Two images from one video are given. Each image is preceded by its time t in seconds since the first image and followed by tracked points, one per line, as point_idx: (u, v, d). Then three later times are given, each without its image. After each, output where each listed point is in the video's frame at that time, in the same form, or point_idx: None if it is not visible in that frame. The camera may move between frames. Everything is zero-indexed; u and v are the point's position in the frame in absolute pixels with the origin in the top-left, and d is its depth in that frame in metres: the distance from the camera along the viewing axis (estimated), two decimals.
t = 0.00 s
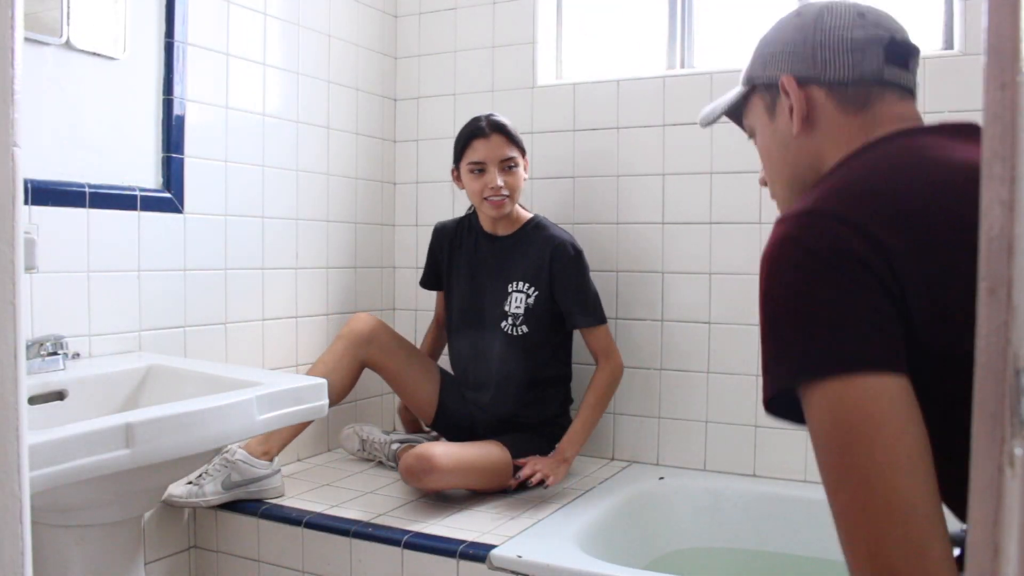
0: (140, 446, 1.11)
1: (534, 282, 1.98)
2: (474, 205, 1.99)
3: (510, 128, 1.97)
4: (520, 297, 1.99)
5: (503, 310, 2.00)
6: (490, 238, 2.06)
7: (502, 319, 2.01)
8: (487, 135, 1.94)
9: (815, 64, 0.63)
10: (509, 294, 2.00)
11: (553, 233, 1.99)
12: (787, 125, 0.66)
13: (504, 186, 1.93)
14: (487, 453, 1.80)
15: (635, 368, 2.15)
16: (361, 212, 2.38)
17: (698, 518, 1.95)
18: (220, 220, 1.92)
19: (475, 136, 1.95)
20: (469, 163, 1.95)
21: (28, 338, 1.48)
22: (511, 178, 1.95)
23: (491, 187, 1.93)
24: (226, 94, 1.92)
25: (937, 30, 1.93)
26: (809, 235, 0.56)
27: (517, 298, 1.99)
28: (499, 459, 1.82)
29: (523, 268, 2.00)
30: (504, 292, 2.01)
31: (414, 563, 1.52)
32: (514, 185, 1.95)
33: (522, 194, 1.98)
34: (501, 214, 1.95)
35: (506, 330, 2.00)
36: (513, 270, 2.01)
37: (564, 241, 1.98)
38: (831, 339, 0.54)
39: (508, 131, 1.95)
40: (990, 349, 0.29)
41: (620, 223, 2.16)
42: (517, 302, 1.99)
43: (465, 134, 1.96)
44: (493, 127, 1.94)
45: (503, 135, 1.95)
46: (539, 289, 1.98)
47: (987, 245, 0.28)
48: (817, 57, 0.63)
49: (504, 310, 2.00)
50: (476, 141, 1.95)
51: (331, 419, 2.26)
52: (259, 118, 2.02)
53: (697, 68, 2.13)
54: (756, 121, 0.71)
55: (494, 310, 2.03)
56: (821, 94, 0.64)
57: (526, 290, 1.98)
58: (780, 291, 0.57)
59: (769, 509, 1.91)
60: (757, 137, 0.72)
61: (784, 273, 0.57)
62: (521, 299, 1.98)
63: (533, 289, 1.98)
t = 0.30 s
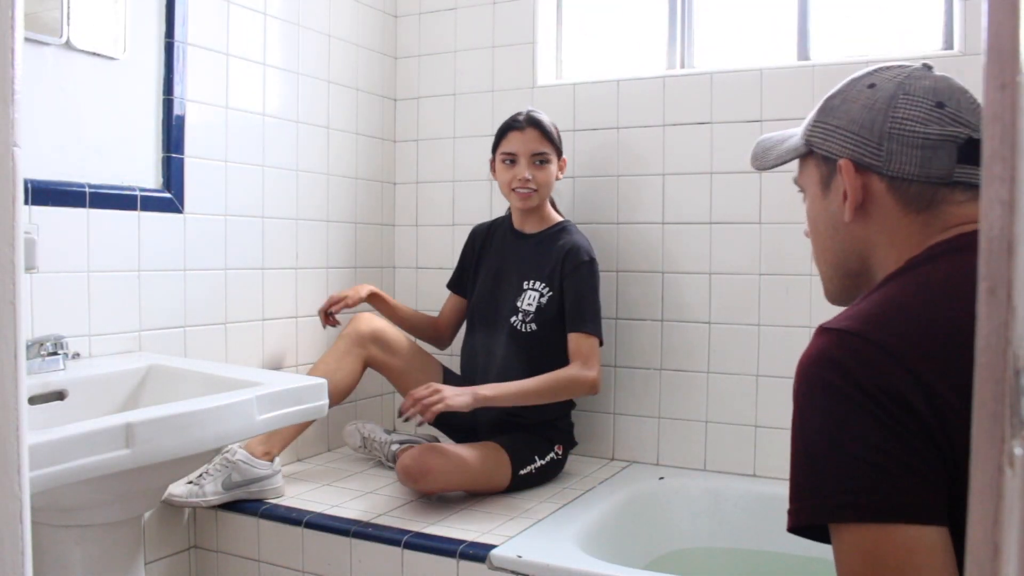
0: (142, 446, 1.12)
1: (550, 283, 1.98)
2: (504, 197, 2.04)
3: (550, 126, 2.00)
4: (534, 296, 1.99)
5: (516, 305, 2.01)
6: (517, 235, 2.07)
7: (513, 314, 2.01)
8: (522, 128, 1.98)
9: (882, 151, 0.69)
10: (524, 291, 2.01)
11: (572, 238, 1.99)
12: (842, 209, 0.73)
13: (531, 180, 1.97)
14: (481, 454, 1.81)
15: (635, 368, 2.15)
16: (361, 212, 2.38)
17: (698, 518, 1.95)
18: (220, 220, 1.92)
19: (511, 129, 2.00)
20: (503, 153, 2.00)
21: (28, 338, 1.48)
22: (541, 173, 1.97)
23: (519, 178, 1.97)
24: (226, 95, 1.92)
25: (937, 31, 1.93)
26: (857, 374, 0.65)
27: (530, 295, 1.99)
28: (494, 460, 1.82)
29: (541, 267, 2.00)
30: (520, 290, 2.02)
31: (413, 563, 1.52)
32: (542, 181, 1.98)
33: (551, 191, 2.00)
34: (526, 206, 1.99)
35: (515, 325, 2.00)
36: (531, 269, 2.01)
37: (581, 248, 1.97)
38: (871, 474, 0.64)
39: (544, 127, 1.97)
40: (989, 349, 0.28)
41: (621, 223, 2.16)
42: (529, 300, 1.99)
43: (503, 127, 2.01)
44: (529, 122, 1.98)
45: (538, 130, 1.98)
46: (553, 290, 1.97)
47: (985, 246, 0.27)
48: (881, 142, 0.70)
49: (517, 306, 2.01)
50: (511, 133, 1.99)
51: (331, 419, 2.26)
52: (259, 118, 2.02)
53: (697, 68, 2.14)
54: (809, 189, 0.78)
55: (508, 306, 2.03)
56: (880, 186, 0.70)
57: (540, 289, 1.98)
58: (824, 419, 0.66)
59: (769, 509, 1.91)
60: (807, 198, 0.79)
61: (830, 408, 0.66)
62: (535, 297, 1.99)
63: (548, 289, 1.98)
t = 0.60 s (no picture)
0: (141, 446, 1.11)
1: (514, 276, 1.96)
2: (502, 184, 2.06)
3: (562, 127, 2.02)
4: (504, 292, 1.99)
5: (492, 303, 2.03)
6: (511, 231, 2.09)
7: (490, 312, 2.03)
8: (534, 122, 2.00)
9: (963, 117, 0.66)
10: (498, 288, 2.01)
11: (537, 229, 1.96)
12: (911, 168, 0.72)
13: (529, 171, 1.98)
14: (476, 458, 1.79)
15: (635, 368, 2.15)
16: (361, 212, 2.38)
17: (699, 518, 1.95)
18: (220, 220, 1.92)
19: (525, 121, 2.03)
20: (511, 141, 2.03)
21: (28, 338, 1.48)
22: (541, 167, 1.99)
23: (518, 167, 1.99)
24: (226, 94, 1.92)
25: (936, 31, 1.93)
26: (901, 374, 0.65)
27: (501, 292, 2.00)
28: (489, 463, 1.80)
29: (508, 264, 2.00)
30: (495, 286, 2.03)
31: (414, 563, 1.52)
32: (541, 176, 1.99)
33: (548, 188, 2.01)
34: (518, 195, 2.00)
35: (493, 322, 2.02)
36: (504, 265, 2.02)
37: (534, 238, 1.93)
38: (898, 474, 0.66)
39: (557, 127, 2.00)
40: (988, 349, 0.25)
41: (621, 223, 2.16)
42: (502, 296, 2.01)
43: (518, 118, 2.03)
44: (544, 119, 2.00)
45: (549, 128, 2.00)
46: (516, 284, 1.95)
47: (983, 244, 0.25)
48: (963, 109, 0.67)
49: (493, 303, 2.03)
50: (524, 124, 2.02)
51: (331, 419, 2.26)
52: (259, 118, 2.02)
53: (697, 68, 2.14)
54: (876, 143, 0.77)
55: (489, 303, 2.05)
56: (953, 154, 0.68)
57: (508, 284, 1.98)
58: (859, 412, 0.67)
59: (770, 509, 1.91)
60: (875, 149, 0.77)
61: (865, 402, 0.67)
62: (505, 293, 1.99)
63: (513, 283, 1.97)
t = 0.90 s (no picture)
0: (141, 446, 1.11)
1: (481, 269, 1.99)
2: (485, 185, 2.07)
3: (548, 132, 2.02)
4: (477, 286, 2.03)
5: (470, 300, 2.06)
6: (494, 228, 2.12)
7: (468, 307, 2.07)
8: (521, 127, 2.01)
9: None
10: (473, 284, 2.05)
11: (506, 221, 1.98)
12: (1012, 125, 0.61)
13: (511, 176, 2.00)
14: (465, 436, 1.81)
15: (635, 368, 2.15)
16: (361, 212, 2.38)
17: (699, 519, 1.95)
18: (219, 220, 1.92)
19: (513, 124, 2.03)
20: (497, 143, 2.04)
21: (28, 337, 1.48)
22: (523, 173, 2.00)
23: (500, 171, 2.00)
24: (226, 94, 1.92)
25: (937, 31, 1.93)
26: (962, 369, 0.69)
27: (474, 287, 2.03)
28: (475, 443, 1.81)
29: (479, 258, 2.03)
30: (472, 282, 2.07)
31: (414, 563, 1.52)
32: (524, 181, 2.01)
33: (530, 194, 2.03)
34: (499, 199, 2.02)
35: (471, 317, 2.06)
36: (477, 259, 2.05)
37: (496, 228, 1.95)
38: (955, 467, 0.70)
39: (543, 133, 2.00)
40: (986, 349, 0.25)
41: (620, 223, 2.16)
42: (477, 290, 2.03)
43: (507, 120, 2.03)
44: (531, 124, 2.01)
45: (535, 134, 2.00)
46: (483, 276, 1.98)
47: (983, 243, 0.25)
48: None
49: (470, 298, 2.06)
50: (511, 127, 2.02)
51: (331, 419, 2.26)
52: (259, 118, 2.02)
53: (697, 68, 2.14)
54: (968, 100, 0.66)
55: (468, 300, 2.08)
56: None
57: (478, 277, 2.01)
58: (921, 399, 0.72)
59: (770, 509, 1.91)
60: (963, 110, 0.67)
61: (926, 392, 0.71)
62: (478, 288, 2.02)
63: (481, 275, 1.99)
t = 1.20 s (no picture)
0: (141, 446, 1.11)
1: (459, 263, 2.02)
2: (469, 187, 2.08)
3: (528, 132, 2.02)
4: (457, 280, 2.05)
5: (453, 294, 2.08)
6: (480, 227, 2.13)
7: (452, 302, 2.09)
8: (501, 129, 2.00)
9: None
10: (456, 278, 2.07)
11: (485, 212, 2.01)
12: None
13: (494, 179, 2.00)
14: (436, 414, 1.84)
15: (635, 368, 2.15)
16: (361, 212, 2.38)
17: (699, 519, 1.95)
18: (220, 220, 1.92)
19: (492, 127, 2.02)
20: (478, 146, 2.03)
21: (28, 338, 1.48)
22: (506, 175, 2.01)
23: (483, 175, 2.00)
24: (226, 95, 1.92)
25: (937, 31, 1.93)
26: None
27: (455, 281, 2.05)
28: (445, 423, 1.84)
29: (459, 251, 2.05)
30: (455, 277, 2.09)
31: (414, 563, 1.52)
32: (507, 184, 2.01)
33: (513, 196, 2.04)
34: (483, 202, 2.03)
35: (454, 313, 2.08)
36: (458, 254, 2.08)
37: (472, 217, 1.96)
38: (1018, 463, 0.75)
39: (524, 135, 2.00)
40: (987, 348, 0.25)
41: (620, 223, 2.16)
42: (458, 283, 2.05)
43: (487, 122, 2.03)
44: (511, 126, 2.00)
45: (516, 136, 2.00)
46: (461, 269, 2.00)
47: (984, 245, 0.25)
48: None
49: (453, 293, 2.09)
50: (491, 130, 2.02)
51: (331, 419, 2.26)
52: (259, 118, 2.02)
53: (697, 68, 2.14)
54: None
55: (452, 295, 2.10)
56: None
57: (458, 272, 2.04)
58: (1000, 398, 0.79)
59: (770, 509, 1.91)
60: None
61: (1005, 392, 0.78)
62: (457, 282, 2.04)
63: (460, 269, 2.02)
